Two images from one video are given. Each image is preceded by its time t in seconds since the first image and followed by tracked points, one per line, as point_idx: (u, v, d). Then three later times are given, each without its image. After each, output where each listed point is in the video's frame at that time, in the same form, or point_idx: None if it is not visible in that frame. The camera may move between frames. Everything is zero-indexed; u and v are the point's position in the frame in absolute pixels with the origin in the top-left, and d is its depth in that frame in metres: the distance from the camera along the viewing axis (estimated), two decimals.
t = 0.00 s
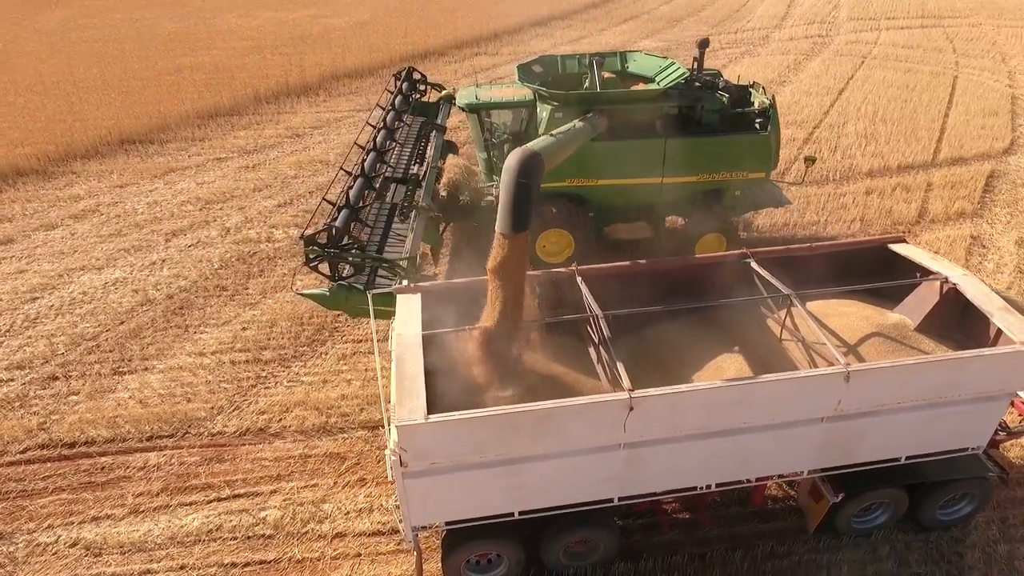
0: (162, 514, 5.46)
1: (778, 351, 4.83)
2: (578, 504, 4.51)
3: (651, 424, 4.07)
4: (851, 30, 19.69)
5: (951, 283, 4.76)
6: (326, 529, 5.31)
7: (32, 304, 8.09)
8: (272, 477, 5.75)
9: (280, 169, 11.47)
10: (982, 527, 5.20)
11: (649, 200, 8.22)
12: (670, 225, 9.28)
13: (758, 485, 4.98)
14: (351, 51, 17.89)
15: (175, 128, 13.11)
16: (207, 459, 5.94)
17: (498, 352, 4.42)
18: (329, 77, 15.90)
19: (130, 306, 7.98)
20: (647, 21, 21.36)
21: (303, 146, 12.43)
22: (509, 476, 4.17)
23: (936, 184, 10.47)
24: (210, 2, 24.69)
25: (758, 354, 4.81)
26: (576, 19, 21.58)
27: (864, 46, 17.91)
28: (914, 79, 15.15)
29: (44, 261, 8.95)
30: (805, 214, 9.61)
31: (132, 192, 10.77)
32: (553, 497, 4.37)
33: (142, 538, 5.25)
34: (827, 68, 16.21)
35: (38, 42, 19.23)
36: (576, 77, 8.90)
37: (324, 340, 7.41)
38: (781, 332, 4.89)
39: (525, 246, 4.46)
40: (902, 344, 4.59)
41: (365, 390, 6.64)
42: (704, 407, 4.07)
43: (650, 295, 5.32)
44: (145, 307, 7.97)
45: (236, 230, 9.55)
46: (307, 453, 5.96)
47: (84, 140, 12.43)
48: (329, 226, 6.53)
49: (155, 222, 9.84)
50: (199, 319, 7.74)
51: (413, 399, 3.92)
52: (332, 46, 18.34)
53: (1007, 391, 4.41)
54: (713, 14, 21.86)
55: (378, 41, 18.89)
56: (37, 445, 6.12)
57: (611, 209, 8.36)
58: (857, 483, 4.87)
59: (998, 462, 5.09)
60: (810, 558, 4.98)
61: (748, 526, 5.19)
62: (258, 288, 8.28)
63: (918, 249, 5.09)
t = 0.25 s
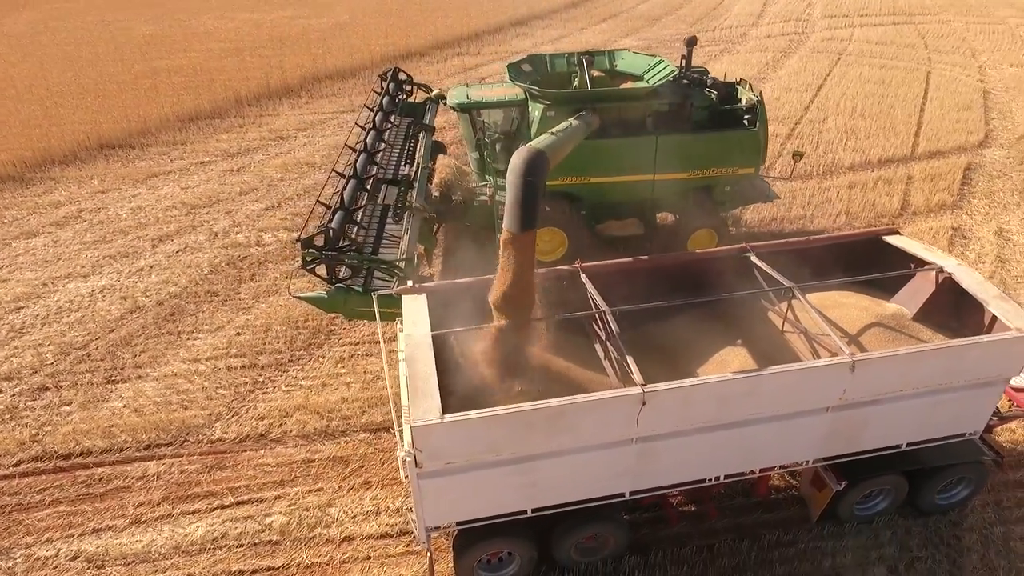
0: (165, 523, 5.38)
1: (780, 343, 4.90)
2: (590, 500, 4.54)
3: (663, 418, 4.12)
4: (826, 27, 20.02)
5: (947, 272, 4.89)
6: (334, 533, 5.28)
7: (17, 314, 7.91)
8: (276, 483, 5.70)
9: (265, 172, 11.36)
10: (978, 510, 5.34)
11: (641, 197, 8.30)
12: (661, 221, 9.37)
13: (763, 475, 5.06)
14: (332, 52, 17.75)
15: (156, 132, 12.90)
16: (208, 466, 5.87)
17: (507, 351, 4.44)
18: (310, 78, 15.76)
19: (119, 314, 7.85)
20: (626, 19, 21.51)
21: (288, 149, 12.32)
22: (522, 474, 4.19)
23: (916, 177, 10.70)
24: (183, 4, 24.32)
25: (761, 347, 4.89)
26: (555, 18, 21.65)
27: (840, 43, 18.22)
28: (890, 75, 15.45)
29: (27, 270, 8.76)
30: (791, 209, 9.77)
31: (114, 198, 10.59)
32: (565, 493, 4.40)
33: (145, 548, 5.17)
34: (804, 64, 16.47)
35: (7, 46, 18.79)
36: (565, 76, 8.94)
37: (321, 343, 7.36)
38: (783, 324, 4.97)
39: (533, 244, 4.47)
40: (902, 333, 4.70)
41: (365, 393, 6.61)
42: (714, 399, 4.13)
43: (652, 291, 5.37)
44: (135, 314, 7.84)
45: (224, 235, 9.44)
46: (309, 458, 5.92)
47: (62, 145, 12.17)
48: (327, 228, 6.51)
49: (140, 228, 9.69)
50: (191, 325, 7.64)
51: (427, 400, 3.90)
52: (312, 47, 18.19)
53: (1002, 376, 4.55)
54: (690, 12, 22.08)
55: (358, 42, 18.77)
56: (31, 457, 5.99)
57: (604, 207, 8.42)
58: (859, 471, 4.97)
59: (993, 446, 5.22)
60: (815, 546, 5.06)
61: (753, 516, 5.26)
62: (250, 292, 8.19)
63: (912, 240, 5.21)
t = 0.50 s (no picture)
0: (170, 532, 5.32)
1: (784, 335, 4.98)
2: (602, 495, 4.58)
3: (675, 412, 4.17)
4: (803, 25, 20.33)
5: (943, 263, 5.01)
6: (343, 536, 5.25)
7: (3, 323, 7.74)
8: (281, 487, 5.66)
9: (252, 175, 11.25)
10: (975, 494, 5.48)
11: (634, 195, 8.39)
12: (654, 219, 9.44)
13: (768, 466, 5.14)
14: (313, 54, 17.62)
15: (137, 137, 12.70)
16: (210, 473, 5.80)
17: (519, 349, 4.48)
18: (293, 80, 15.63)
19: (110, 321, 7.72)
20: (606, 18, 21.63)
21: (274, 151, 12.21)
22: (537, 471, 4.21)
23: (898, 171, 10.92)
24: (158, 6, 23.96)
25: (765, 340, 4.97)
26: (536, 17, 21.71)
27: (817, 40, 18.52)
28: (867, 71, 15.75)
29: (11, 279, 8.58)
30: (779, 204, 9.91)
31: (98, 204, 10.41)
32: (578, 490, 4.43)
33: (151, 558, 5.11)
34: (784, 62, 16.72)
35: None
36: (556, 75, 8.98)
37: (319, 346, 7.31)
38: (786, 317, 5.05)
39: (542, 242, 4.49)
40: (902, 324, 4.80)
41: (366, 395, 6.59)
42: (725, 392, 4.18)
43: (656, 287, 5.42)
44: (127, 321, 7.72)
45: (214, 239, 9.33)
46: (314, 462, 5.88)
47: (41, 151, 11.93)
48: (325, 230, 6.47)
49: (127, 234, 9.54)
50: (185, 331, 7.54)
51: (443, 399, 3.91)
52: (292, 49, 18.04)
53: (999, 363, 4.68)
54: (669, 11, 22.29)
55: (340, 43, 18.64)
56: (27, 469, 5.87)
57: (597, 205, 8.47)
58: (861, 459, 5.08)
59: (988, 431, 5.36)
60: (820, 534, 5.16)
61: (758, 507, 5.34)
62: (243, 297, 8.11)
63: (907, 232, 5.32)
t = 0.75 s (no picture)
0: (178, 539, 5.26)
1: (789, 328, 5.06)
2: (616, 491, 4.61)
3: (689, 406, 4.22)
4: (783, 23, 20.59)
5: (941, 254, 5.13)
6: (354, 538, 5.24)
7: None
8: (288, 492, 5.62)
9: (241, 179, 11.14)
10: (973, 480, 5.61)
11: (629, 193, 8.43)
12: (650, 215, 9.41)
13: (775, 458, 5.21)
14: (297, 55, 17.49)
15: (121, 141, 12.52)
16: (215, 479, 5.75)
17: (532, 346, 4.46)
18: (278, 82, 15.50)
19: (104, 328, 7.60)
20: (589, 18, 21.73)
21: (262, 154, 12.10)
22: (553, 468, 4.24)
23: (883, 165, 11.12)
24: (135, 8, 23.61)
25: (770, 333, 5.04)
26: (520, 17, 21.74)
27: (798, 38, 18.78)
28: (848, 68, 16.00)
29: None
30: (769, 199, 10.05)
31: (85, 210, 10.25)
32: (593, 485, 4.46)
33: (160, 566, 5.05)
34: (766, 60, 16.93)
35: None
36: (549, 74, 9.02)
37: (319, 349, 7.27)
38: (790, 310, 5.13)
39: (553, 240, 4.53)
40: (903, 314, 4.89)
41: (370, 397, 6.57)
42: (738, 385, 4.24)
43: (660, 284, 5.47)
44: (121, 328, 7.61)
45: (206, 243, 9.23)
46: (321, 465, 5.85)
47: (22, 156, 11.71)
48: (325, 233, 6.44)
49: (116, 240, 9.41)
50: (181, 337, 7.46)
51: (460, 399, 3.92)
52: (275, 51, 17.88)
53: (998, 351, 4.80)
54: (651, 10, 22.45)
55: (323, 44, 18.53)
56: (26, 480, 5.77)
57: (592, 204, 8.45)
58: (865, 448, 5.18)
59: (985, 418, 5.49)
60: (826, 523, 5.25)
61: (764, 498, 5.42)
62: (239, 301, 8.04)
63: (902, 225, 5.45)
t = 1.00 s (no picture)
0: (187, 547, 5.21)
1: (793, 321, 5.14)
2: (628, 486, 4.66)
3: (701, 400, 4.28)
4: (763, 21, 20.84)
5: (938, 247, 5.25)
6: (366, 541, 5.23)
7: None
8: (296, 496, 5.59)
9: (230, 182, 11.04)
10: (970, 466, 5.75)
11: (624, 191, 8.50)
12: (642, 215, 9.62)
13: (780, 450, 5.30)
14: (280, 57, 17.34)
15: (105, 146, 12.33)
16: (222, 486, 5.70)
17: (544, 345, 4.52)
18: (262, 85, 15.37)
19: (98, 336, 7.50)
20: (572, 17, 21.82)
21: (250, 158, 12.00)
22: (568, 465, 4.26)
23: (867, 161, 11.32)
24: (111, 11, 23.24)
25: (773, 327, 5.12)
26: (503, 17, 21.76)
27: (778, 36, 19.03)
28: (829, 66, 16.26)
29: None
30: (759, 196, 10.19)
31: (71, 216, 10.08)
32: (607, 481, 4.49)
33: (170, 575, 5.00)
34: (749, 58, 17.14)
35: None
36: (541, 74, 9.09)
37: (319, 352, 7.23)
38: (793, 304, 5.21)
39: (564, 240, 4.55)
40: (903, 305, 5.01)
41: (374, 400, 6.54)
42: (748, 378, 4.31)
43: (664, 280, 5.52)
44: (116, 335, 7.51)
45: (198, 249, 9.13)
46: (328, 469, 5.83)
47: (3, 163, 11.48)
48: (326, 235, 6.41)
49: (105, 246, 9.27)
50: (178, 343, 7.37)
51: (478, 399, 3.94)
52: (258, 53, 17.72)
53: (994, 340, 4.93)
54: (632, 9, 22.60)
55: (306, 46, 18.39)
56: (27, 492, 5.67)
57: (588, 203, 8.51)
58: (867, 438, 5.28)
59: (980, 406, 5.63)
60: (831, 513, 5.34)
61: (770, 489, 5.51)
62: (235, 305, 7.97)
63: (899, 219, 5.56)
